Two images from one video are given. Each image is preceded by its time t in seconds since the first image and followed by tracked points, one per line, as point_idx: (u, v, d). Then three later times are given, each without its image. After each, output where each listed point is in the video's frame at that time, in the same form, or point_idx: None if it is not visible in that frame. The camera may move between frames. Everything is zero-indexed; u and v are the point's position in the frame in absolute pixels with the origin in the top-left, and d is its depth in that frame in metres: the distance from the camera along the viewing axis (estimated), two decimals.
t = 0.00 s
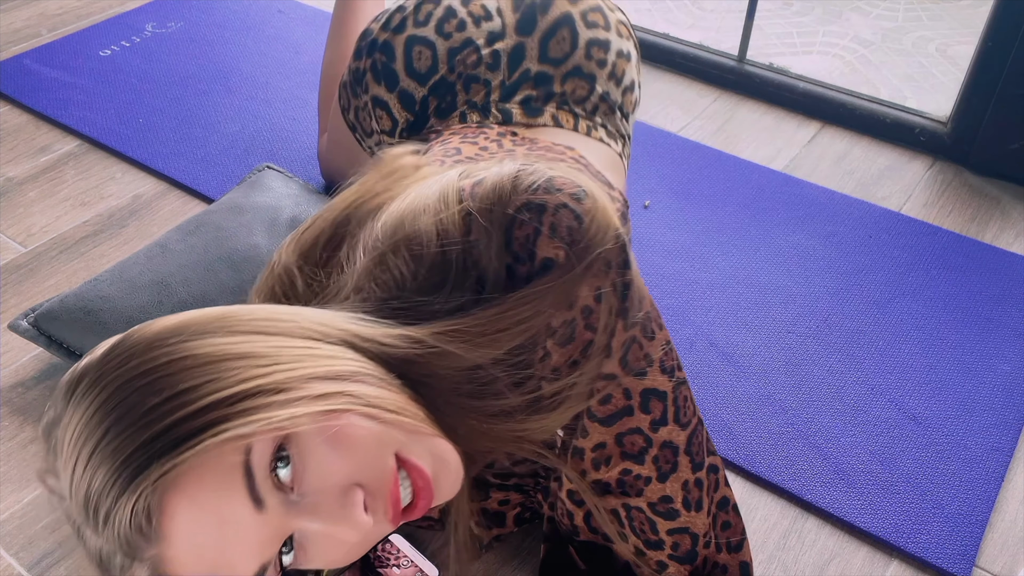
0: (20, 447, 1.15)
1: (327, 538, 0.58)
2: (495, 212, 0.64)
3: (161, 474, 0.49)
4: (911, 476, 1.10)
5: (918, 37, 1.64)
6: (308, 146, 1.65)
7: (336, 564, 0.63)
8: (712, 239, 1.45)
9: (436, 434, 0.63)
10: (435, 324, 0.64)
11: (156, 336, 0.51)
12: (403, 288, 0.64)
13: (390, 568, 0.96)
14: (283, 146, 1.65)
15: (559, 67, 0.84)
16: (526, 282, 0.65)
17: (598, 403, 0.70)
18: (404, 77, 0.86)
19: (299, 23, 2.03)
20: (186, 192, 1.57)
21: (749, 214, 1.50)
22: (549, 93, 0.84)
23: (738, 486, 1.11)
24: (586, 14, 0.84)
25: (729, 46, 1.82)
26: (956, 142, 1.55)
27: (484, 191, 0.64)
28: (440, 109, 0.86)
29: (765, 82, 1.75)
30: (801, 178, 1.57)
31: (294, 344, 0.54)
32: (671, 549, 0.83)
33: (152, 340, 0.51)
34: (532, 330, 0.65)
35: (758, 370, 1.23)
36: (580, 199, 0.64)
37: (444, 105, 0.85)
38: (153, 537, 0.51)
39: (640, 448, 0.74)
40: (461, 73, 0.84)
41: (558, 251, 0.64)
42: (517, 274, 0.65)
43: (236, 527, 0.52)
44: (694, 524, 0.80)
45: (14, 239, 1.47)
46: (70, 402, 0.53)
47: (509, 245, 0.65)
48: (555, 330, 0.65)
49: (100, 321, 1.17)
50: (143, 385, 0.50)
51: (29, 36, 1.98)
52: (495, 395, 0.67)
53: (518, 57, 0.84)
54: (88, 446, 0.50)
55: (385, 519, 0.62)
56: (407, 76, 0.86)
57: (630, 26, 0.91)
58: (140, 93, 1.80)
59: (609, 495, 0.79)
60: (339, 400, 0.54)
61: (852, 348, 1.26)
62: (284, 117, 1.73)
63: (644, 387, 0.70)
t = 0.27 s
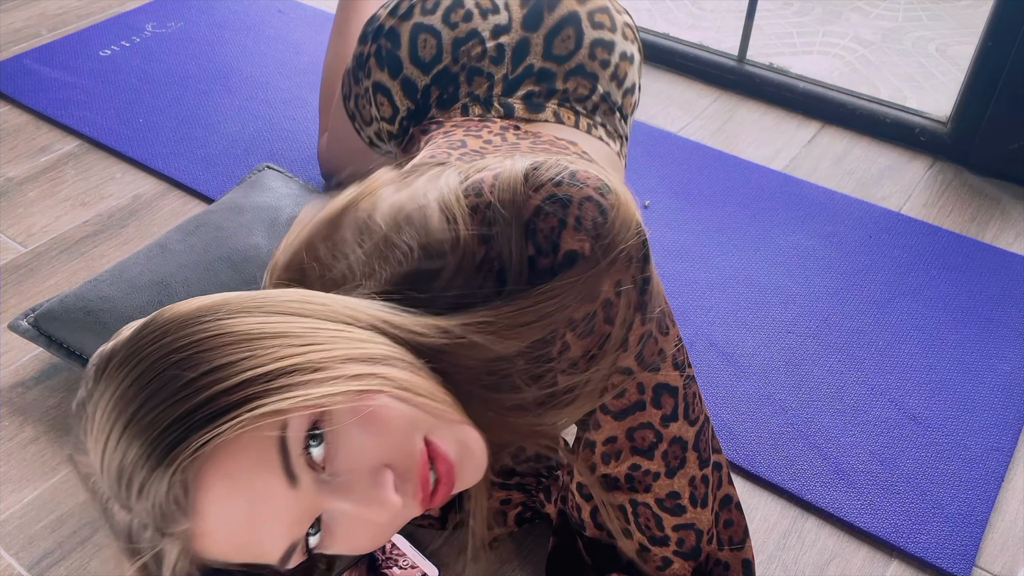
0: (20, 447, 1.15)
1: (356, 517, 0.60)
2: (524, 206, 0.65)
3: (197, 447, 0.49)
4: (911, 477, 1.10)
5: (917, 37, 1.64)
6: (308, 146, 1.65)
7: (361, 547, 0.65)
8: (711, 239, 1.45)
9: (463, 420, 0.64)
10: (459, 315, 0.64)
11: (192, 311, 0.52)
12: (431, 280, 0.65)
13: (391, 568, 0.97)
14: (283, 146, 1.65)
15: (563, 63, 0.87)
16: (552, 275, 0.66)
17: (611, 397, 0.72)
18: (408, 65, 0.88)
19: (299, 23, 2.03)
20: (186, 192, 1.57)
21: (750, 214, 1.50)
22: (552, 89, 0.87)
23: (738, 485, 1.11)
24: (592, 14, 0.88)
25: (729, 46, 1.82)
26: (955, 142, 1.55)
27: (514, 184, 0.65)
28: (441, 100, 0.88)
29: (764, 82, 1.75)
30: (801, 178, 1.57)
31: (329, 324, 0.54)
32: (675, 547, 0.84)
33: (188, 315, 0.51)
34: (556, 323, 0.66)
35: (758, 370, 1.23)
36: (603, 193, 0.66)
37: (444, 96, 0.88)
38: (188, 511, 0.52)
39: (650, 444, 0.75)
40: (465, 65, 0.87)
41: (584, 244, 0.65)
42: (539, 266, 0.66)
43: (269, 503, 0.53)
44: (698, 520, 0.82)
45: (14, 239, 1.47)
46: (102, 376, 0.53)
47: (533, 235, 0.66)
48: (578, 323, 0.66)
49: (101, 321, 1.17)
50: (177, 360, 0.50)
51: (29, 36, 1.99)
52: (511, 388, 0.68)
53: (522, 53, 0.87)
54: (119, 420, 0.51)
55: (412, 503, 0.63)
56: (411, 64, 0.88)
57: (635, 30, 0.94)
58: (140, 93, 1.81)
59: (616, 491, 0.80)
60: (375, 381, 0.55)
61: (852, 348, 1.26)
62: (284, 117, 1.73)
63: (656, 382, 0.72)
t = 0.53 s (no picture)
0: (20, 447, 1.15)
1: (364, 511, 0.61)
2: (540, 207, 0.69)
3: (209, 427, 0.52)
4: (911, 477, 1.10)
5: (918, 38, 1.62)
6: (307, 146, 1.65)
7: (369, 544, 0.66)
8: (712, 239, 1.45)
9: (471, 417, 0.66)
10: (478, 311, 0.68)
11: (208, 297, 0.55)
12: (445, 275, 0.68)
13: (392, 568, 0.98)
14: (283, 146, 1.65)
15: (559, 67, 0.90)
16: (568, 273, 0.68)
17: (622, 396, 0.74)
18: (404, 70, 0.91)
19: (299, 23, 2.03)
20: (186, 192, 1.57)
21: (750, 215, 1.50)
22: (549, 93, 0.90)
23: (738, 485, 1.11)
24: (586, 16, 0.91)
25: (729, 47, 1.82)
26: (956, 142, 1.55)
27: (531, 187, 0.69)
28: (439, 104, 0.91)
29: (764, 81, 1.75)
30: (802, 178, 1.57)
31: (344, 315, 0.58)
32: (681, 546, 0.83)
33: (204, 300, 0.55)
34: (568, 322, 0.69)
35: (758, 370, 1.23)
36: (619, 194, 0.69)
37: (443, 100, 0.91)
38: (197, 493, 0.55)
39: (659, 443, 0.76)
40: (462, 69, 0.90)
41: (599, 243, 0.68)
42: (551, 265, 0.69)
43: (279, 488, 0.56)
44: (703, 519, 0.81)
45: (14, 239, 1.47)
46: (120, 357, 0.56)
47: (548, 234, 0.69)
48: (590, 322, 0.70)
49: (101, 321, 1.17)
50: (192, 343, 0.53)
51: (29, 36, 1.98)
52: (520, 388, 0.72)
53: (519, 55, 0.90)
54: (136, 397, 0.54)
55: (419, 499, 0.65)
56: (406, 69, 0.91)
57: (627, 28, 0.98)
58: (140, 93, 1.80)
59: (624, 491, 0.81)
60: (385, 370, 0.58)
61: (852, 348, 1.26)
62: (284, 117, 1.73)
63: (666, 381, 0.73)
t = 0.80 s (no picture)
0: (19, 447, 1.15)
1: (365, 500, 0.62)
2: (537, 202, 0.69)
3: (215, 411, 0.53)
4: (910, 476, 1.10)
5: (917, 37, 1.62)
6: (307, 146, 1.64)
7: (366, 535, 0.67)
8: (711, 239, 1.45)
9: (469, 410, 0.67)
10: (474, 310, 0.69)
11: (216, 286, 0.56)
12: (446, 268, 0.70)
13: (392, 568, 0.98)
14: (282, 147, 1.65)
15: (559, 72, 0.91)
16: (563, 271, 0.69)
17: (617, 389, 0.73)
18: (406, 57, 0.91)
19: (299, 23, 2.03)
20: (186, 192, 1.57)
21: (750, 215, 1.50)
22: (546, 96, 0.91)
23: (738, 485, 1.11)
24: (593, 25, 0.92)
25: (729, 47, 1.82)
26: (956, 142, 1.55)
27: (526, 184, 0.69)
28: (437, 97, 0.91)
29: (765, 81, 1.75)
30: (802, 179, 1.57)
31: (350, 308, 0.59)
32: (677, 540, 0.83)
33: (212, 289, 0.55)
34: (565, 318, 0.70)
35: (758, 369, 1.24)
36: (614, 190, 0.69)
37: (440, 93, 0.91)
38: (201, 477, 0.55)
39: (654, 437, 0.75)
40: (462, 63, 0.90)
41: (597, 237, 0.68)
42: (550, 263, 0.69)
43: (283, 473, 0.57)
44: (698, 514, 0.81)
45: (13, 239, 1.47)
46: (125, 343, 0.56)
47: (546, 231, 0.69)
48: (588, 317, 0.70)
49: (101, 321, 1.17)
50: (200, 328, 0.53)
51: (29, 36, 1.98)
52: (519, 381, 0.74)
53: (521, 57, 0.91)
54: (141, 381, 0.54)
55: (417, 490, 0.65)
56: (409, 56, 0.91)
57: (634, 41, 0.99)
58: (140, 93, 1.80)
59: (619, 485, 0.80)
60: (390, 361, 0.59)
61: (851, 348, 1.26)
62: (284, 117, 1.73)
63: (662, 376, 0.72)
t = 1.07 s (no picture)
0: (20, 447, 1.15)
1: (356, 496, 0.63)
2: (541, 204, 0.69)
3: (213, 399, 0.54)
4: (910, 476, 1.10)
5: (918, 37, 1.61)
6: (307, 146, 1.64)
7: (356, 531, 0.68)
8: (712, 240, 1.45)
9: (467, 413, 0.67)
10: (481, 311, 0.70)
11: (222, 275, 0.57)
12: (449, 269, 0.70)
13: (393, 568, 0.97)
14: (282, 147, 1.65)
15: (541, 58, 0.92)
16: (568, 274, 0.69)
17: (621, 390, 0.72)
18: (387, 68, 0.93)
19: (299, 23, 2.03)
20: (186, 192, 1.57)
21: (750, 215, 1.50)
22: (532, 84, 0.91)
23: (738, 486, 1.11)
24: (566, 6, 0.93)
25: (729, 47, 1.82)
26: (956, 142, 1.55)
27: (530, 185, 0.69)
28: (424, 101, 0.93)
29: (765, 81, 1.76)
30: (802, 179, 1.57)
31: (353, 305, 0.60)
32: (679, 540, 0.83)
33: (217, 277, 0.56)
34: (569, 322, 0.70)
35: (758, 369, 1.24)
36: (617, 189, 0.69)
37: (428, 97, 0.92)
38: (195, 463, 0.56)
39: (657, 438, 0.75)
40: (444, 65, 0.91)
41: (601, 239, 0.68)
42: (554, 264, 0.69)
43: (277, 466, 0.58)
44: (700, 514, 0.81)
45: (14, 239, 1.47)
46: (127, 327, 0.57)
47: (550, 232, 0.69)
48: (593, 318, 0.70)
49: (101, 321, 1.17)
50: (202, 316, 0.54)
51: (29, 36, 1.98)
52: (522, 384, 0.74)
53: (502, 50, 0.91)
54: (141, 365, 0.55)
55: (410, 490, 0.66)
56: (390, 67, 0.93)
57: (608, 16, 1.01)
58: (140, 93, 1.80)
59: (621, 486, 0.80)
60: (389, 359, 0.60)
61: (851, 349, 1.26)
62: (284, 117, 1.73)
63: (665, 376, 0.72)
